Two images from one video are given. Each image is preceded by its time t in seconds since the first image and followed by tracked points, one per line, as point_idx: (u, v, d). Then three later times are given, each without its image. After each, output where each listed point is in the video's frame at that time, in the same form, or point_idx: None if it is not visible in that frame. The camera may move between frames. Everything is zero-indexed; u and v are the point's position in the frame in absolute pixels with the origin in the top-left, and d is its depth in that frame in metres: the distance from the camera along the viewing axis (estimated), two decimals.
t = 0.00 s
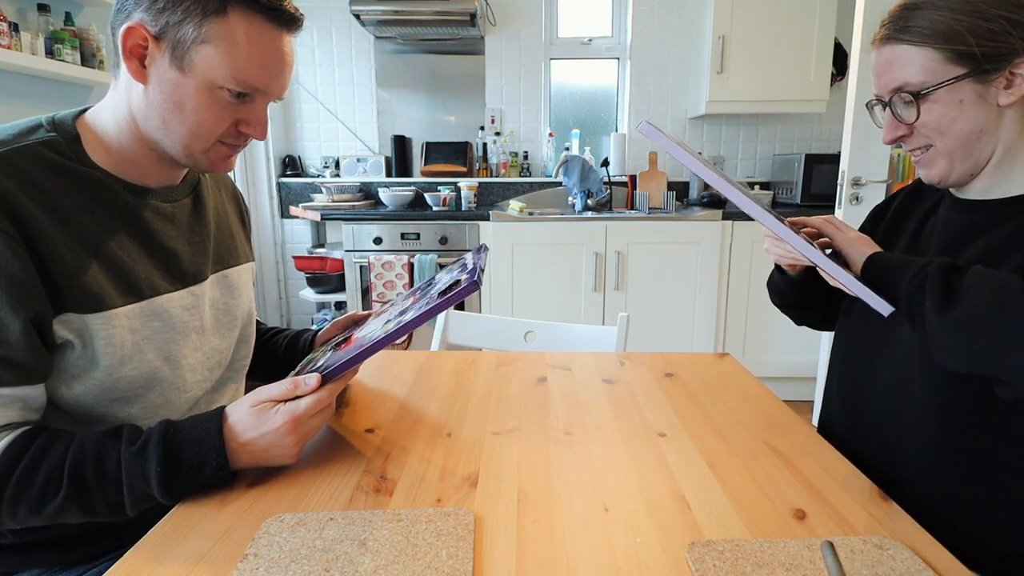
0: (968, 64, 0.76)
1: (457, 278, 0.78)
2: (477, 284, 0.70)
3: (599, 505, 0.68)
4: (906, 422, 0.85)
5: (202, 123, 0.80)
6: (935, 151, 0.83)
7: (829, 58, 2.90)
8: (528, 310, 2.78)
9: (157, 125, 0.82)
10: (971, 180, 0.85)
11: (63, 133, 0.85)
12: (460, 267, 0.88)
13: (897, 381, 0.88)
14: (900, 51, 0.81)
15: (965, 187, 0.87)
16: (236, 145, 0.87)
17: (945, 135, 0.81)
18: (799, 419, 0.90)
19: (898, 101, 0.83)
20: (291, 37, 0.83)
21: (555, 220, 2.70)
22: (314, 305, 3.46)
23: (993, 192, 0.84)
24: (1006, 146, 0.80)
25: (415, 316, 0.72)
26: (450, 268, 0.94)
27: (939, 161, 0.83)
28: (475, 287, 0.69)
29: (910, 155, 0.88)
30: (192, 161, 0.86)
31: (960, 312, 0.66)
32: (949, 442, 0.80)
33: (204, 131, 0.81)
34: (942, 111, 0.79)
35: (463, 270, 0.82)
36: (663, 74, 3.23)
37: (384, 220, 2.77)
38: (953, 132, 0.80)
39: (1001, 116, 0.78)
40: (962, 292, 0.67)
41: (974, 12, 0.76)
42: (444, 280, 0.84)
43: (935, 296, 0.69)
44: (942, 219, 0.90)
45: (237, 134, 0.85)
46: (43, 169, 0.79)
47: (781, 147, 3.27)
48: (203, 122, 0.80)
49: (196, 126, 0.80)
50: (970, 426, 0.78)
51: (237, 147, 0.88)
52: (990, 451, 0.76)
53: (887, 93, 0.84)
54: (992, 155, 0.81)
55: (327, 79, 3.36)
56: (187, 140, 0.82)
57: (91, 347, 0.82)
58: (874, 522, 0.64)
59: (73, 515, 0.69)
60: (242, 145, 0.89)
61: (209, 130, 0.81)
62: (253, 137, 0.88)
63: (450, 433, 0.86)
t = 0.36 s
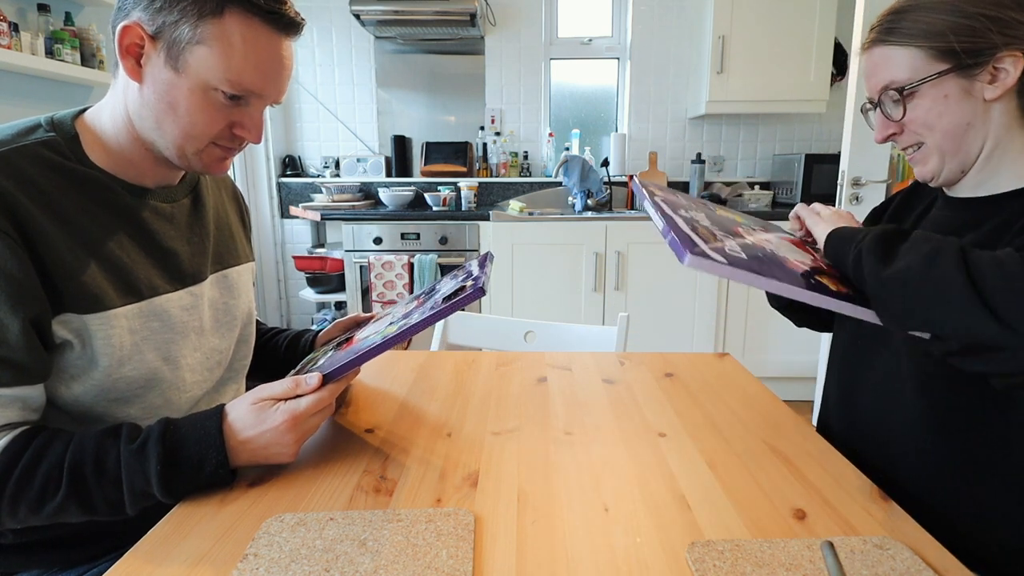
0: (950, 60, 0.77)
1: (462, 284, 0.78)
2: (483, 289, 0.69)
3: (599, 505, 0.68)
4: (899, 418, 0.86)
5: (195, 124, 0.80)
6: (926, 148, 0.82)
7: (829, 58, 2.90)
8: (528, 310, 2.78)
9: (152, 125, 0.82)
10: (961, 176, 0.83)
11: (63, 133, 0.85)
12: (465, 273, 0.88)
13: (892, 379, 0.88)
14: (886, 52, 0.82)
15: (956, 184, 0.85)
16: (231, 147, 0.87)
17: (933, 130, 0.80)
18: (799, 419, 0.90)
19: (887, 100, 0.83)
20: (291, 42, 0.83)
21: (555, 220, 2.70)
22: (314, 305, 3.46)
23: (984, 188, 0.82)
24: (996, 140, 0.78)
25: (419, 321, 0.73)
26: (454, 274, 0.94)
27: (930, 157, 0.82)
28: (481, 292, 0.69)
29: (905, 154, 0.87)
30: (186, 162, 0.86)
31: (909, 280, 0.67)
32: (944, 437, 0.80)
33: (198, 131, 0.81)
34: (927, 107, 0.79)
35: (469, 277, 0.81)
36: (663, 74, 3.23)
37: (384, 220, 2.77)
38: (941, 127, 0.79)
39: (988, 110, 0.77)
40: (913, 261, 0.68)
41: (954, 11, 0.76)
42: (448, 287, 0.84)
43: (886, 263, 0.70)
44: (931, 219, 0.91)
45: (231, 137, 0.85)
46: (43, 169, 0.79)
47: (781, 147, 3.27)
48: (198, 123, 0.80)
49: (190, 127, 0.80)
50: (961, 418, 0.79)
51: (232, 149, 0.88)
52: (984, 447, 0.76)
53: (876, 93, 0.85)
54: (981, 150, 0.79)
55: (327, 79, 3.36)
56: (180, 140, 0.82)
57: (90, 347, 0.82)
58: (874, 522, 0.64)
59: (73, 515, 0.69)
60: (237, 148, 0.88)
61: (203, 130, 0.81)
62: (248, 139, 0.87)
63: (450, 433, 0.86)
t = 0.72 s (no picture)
0: (939, 60, 0.77)
1: (463, 286, 0.77)
2: (484, 292, 0.69)
3: (600, 506, 0.68)
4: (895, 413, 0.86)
5: (201, 129, 0.80)
6: (920, 146, 0.83)
7: (829, 58, 2.90)
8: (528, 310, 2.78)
9: (156, 128, 0.82)
10: (954, 175, 0.83)
11: (62, 133, 0.85)
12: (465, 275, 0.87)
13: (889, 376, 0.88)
14: (877, 56, 0.83)
15: (950, 183, 0.85)
16: (234, 150, 0.87)
17: (926, 128, 0.80)
18: (799, 419, 0.90)
19: (881, 102, 0.84)
20: (297, 47, 0.83)
21: (555, 220, 2.70)
22: (314, 305, 3.46)
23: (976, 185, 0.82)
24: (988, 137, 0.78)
25: (419, 323, 0.72)
26: (455, 276, 0.94)
27: (925, 156, 0.83)
28: (482, 295, 0.69)
29: (901, 154, 0.87)
30: (190, 164, 0.86)
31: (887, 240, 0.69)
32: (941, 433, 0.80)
33: (204, 136, 0.81)
34: (918, 107, 0.80)
35: (470, 279, 0.81)
36: (663, 74, 3.23)
37: (384, 220, 2.77)
38: (933, 126, 0.80)
39: (979, 108, 0.77)
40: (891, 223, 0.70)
41: (942, 13, 0.77)
42: (450, 289, 0.84)
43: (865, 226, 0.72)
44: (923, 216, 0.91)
45: (235, 140, 0.85)
46: (44, 169, 0.79)
47: (782, 147, 3.27)
48: (204, 128, 0.80)
49: (197, 132, 0.81)
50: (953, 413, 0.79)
51: (234, 152, 0.88)
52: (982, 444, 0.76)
53: (870, 96, 0.86)
54: (974, 148, 0.79)
55: (327, 79, 3.36)
56: (186, 144, 0.82)
57: (90, 346, 0.82)
58: (874, 522, 0.64)
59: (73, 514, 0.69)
60: (240, 151, 0.89)
61: (209, 135, 0.81)
62: (251, 143, 0.88)
63: (450, 433, 0.86)
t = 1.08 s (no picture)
0: (961, 57, 0.76)
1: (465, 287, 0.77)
2: (485, 294, 0.68)
3: (600, 506, 0.68)
4: (893, 412, 0.86)
5: (206, 130, 0.80)
6: (933, 142, 0.83)
7: (829, 58, 2.90)
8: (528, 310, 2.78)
9: (160, 129, 0.82)
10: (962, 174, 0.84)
11: (62, 133, 0.85)
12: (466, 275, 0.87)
13: (887, 375, 0.89)
14: (895, 48, 0.82)
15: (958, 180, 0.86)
16: (236, 150, 0.88)
17: (941, 125, 0.81)
18: (799, 419, 0.90)
19: (896, 96, 0.83)
20: (299, 49, 0.83)
21: (555, 220, 2.70)
22: (314, 305, 3.46)
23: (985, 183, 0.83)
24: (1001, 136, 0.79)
25: (422, 324, 0.72)
26: (455, 276, 0.94)
27: (937, 152, 0.83)
28: (483, 296, 0.68)
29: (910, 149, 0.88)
30: (193, 165, 0.86)
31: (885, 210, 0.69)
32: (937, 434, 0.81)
33: (208, 137, 0.81)
34: (936, 103, 0.79)
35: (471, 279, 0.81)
36: (663, 74, 3.23)
37: (385, 220, 2.77)
38: (949, 123, 0.80)
39: (995, 108, 0.77)
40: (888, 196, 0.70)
41: (966, 8, 0.76)
42: (450, 288, 0.84)
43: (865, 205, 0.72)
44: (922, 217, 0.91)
45: (238, 141, 0.85)
46: (44, 170, 0.79)
47: (781, 147, 3.27)
48: (209, 130, 0.80)
49: (201, 133, 0.81)
50: (948, 413, 0.80)
51: (237, 153, 0.88)
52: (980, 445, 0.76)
53: (884, 89, 0.85)
54: (986, 146, 0.80)
55: (327, 79, 3.35)
56: (190, 145, 0.82)
57: (90, 346, 0.82)
58: (875, 522, 0.64)
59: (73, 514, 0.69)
60: (241, 152, 0.89)
61: (213, 136, 0.81)
62: (254, 144, 0.88)
63: (450, 433, 0.86)
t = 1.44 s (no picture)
0: (968, 55, 0.76)
1: (469, 293, 0.78)
2: (489, 301, 0.69)
3: (600, 505, 0.68)
4: (892, 410, 0.86)
5: (207, 132, 0.80)
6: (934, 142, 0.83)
7: (829, 58, 2.90)
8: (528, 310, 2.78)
9: (161, 130, 0.82)
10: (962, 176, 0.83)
11: (61, 133, 0.85)
12: (468, 279, 0.88)
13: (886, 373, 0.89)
14: (900, 44, 0.81)
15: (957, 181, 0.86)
16: (236, 152, 0.87)
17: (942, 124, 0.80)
18: (799, 418, 0.90)
19: (899, 93, 0.83)
20: (300, 51, 0.84)
21: (556, 220, 2.70)
22: (314, 305, 3.46)
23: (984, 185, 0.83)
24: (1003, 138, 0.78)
25: (426, 328, 0.73)
26: (457, 279, 0.94)
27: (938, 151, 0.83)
28: (487, 304, 0.69)
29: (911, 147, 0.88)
30: (192, 166, 0.86)
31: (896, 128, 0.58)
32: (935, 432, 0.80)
33: (208, 139, 0.81)
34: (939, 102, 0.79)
35: (474, 285, 0.82)
36: (663, 75, 3.23)
37: (385, 220, 2.77)
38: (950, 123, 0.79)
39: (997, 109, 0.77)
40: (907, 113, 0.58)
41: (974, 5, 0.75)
42: (453, 294, 0.84)
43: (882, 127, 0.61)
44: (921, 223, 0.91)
45: (238, 142, 0.85)
46: (44, 171, 0.79)
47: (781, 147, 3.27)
48: (209, 131, 0.80)
49: (201, 134, 0.80)
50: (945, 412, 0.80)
51: (237, 154, 0.88)
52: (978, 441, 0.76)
53: (888, 86, 0.85)
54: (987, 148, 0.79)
55: (327, 79, 3.36)
56: (190, 146, 0.82)
57: (90, 346, 0.82)
58: (874, 522, 0.64)
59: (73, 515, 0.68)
60: (241, 153, 0.89)
61: (213, 137, 0.81)
62: (254, 146, 0.88)
63: (449, 432, 0.86)
